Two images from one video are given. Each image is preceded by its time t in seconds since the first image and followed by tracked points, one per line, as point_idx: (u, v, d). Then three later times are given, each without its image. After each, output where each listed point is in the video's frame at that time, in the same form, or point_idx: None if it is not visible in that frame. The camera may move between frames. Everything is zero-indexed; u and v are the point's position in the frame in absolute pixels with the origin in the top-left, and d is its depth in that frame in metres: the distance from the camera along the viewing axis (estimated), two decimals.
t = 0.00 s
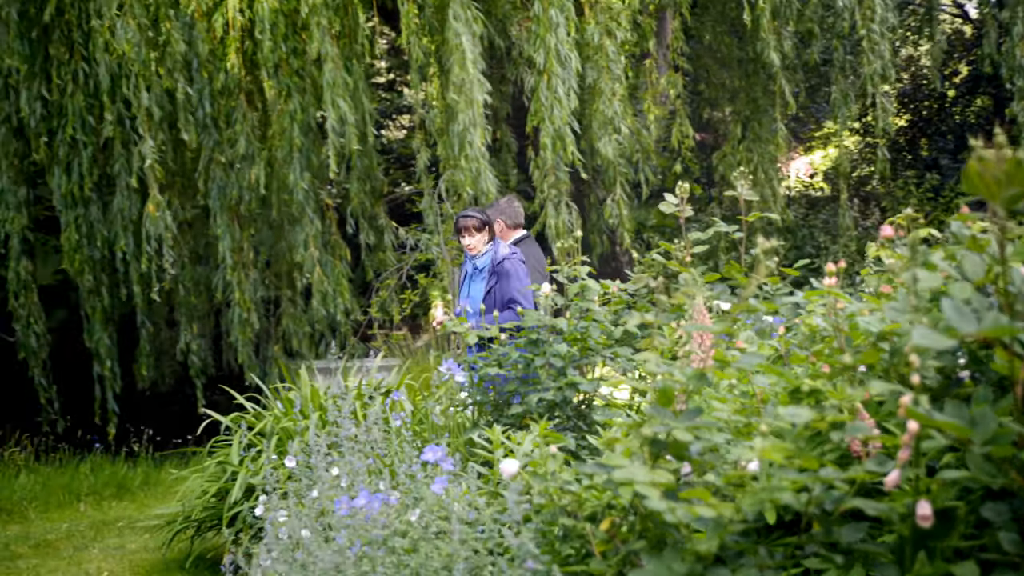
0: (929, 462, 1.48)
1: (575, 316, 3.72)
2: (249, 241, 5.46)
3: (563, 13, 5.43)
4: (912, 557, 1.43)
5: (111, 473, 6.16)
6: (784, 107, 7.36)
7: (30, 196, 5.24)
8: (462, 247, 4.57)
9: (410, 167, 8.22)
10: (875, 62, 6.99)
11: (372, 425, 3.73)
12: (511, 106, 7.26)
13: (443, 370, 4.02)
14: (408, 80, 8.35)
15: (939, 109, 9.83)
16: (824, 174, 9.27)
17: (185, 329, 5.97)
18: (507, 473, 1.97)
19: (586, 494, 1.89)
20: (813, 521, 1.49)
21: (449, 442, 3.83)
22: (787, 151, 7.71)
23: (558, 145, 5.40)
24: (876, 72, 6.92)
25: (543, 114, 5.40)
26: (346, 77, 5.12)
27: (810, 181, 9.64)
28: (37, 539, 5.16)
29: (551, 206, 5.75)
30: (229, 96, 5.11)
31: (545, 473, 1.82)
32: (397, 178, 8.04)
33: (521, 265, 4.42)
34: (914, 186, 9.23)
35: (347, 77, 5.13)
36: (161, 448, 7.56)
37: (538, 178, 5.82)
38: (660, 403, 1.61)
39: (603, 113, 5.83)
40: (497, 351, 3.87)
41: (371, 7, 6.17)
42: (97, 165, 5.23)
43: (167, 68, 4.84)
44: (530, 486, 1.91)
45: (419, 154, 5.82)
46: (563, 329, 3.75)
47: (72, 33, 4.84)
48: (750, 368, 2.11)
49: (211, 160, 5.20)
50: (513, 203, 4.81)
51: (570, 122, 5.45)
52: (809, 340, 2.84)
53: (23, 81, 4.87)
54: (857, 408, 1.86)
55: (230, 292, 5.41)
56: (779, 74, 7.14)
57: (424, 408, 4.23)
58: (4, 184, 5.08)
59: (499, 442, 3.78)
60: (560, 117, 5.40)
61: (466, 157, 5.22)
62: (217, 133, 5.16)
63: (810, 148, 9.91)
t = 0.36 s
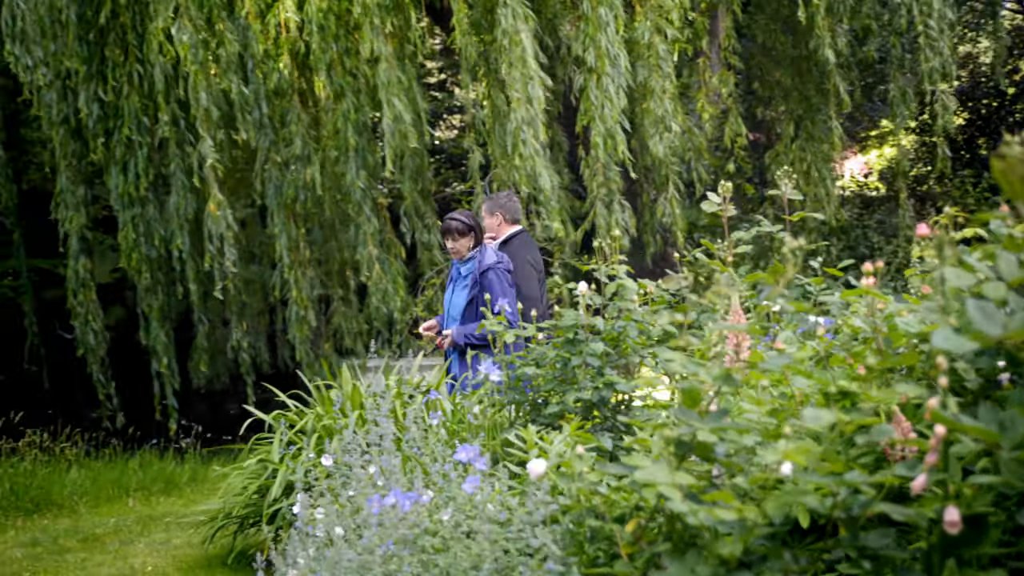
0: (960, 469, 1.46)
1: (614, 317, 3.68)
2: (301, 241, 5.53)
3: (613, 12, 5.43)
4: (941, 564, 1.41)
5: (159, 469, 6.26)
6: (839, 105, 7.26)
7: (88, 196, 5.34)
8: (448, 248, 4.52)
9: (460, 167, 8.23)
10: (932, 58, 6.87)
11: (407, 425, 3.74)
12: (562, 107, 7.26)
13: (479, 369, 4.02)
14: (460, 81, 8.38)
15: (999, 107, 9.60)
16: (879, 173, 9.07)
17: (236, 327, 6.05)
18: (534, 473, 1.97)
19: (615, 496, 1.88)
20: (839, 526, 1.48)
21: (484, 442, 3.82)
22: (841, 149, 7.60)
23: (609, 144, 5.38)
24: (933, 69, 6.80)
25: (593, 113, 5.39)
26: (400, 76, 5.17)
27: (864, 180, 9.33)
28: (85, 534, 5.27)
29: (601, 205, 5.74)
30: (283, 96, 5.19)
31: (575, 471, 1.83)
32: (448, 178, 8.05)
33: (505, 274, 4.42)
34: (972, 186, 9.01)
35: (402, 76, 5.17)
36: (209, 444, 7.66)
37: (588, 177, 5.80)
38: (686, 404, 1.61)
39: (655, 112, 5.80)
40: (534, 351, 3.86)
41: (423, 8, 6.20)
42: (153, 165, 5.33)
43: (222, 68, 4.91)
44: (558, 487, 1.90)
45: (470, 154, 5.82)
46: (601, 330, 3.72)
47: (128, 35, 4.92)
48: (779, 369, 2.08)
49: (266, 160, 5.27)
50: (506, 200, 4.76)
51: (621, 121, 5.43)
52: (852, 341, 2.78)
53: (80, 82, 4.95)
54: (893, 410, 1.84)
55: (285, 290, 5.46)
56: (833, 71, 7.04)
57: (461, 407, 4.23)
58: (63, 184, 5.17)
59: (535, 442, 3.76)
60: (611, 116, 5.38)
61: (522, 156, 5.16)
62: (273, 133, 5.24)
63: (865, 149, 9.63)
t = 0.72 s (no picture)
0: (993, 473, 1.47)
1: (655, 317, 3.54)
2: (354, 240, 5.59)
3: (668, 11, 5.39)
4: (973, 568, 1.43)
5: (207, 466, 6.36)
6: (898, 103, 7.13)
7: (145, 196, 5.42)
8: (434, 248, 4.55)
9: (513, 167, 8.22)
10: (996, 55, 6.70)
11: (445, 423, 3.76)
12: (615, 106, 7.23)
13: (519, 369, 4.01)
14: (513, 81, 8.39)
15: None
16: (939, 172, 8.87)
17: (289, 325, 6.14)
18: (564, 473, 1.97)
19: (646, 499, 1.88)
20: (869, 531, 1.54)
21: (522, 443, 3.84)
22: (899, 148, 7.47)
23: (662, 143, 5.35)
24: (996, 66, 6.65)
25: (647, 113, 5.36)
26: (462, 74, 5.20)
27: (923, 181, 9.05)
28: (134, 529, 5.37)
29: (653, 205, 5.72)
30: (340, 97, 5.25)
31: (607, 475, 1.82)
32: (500, 178, 8.05)
33: (492, 274, 4.50)
34: None
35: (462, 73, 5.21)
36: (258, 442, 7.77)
37: (641, 176, 5.76)
38: (712, 406, 1.63)
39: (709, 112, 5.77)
40: (575, 352, 3.83)
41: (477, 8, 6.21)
42: (210, 165, 5.42)
43: (278, 70, 4.97)
44: (585, 486, 1.91)
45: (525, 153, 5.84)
46: (643, 330, 3.63)
47: (183, 37, 4.96)
48: (809, 370, 2.04)
49: (323, 160, 5.34)
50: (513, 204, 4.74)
51: (675, 119, 5.39)
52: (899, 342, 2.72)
53: (139, 83, 5.00)
54: (934, 411, 1.79)
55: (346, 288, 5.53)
56: (892, 68, 6.92)
57: (499, 406, 4.22)
58: (122, 184, 5.25)
59: (574, 441, 3.74)
60: (665, 115, 5.35)
61: (578, 154, 5.18)
62: (330, 133, 5.30)
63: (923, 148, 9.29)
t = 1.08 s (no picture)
0: None
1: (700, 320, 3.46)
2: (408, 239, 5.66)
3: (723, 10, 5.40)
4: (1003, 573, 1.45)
5: (258, 463, 6.46)
6: (960, 102, 7.00)
7: (206, 195, 5.47)
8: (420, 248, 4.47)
9: (567, 167, 8.23)
10: None
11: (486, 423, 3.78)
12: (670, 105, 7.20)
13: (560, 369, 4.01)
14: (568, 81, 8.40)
15: None
16: (1002, 172, 8.68)
17: (344, 325, 6.22)
18: (596, 476, 1.96)
19: (679, 501, 1.88)
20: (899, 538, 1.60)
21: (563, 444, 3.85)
22: (958, 145, 7.37)
23: (719, 143, 5.32)
24: None
25: (703, 113, 5.34)
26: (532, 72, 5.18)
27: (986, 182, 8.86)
28: (185, 525, 5.47)
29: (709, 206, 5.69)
30: (398, 98, 5.31)
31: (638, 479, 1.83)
32: (554, 179, 8.07)
33: (479, 270, 4.51)
34: None
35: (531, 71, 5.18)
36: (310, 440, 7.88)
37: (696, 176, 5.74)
38: (742, 409, 1.65)
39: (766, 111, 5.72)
40: (617, 353, 3.80)
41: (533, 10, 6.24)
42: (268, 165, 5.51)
43: (336, 72, 5.04)
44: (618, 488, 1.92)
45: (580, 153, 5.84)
46: (688, 332, 3.55)
47: (241, 39, 5.06)
48: (839, 374, 2.04)
49: (383, 161, 5.41)
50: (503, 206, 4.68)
51: (732, 119, 5.35)
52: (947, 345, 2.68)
53: (200, 84, 5.10)
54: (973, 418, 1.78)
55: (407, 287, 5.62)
56: (953, 66, 6.79)
57: (541, 406, 4.22)
58: (184, 184, 5.33)
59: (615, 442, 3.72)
60: (721, 115, 5.32)
61: (635, 154, 5.16)
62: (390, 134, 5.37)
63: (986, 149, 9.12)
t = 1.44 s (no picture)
0: None
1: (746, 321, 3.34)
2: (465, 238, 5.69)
3: (782, 7, 5.33)
4: None
5: (310, 461, 6.54)
6: None
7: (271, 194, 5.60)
8: (434, 242, 4.47)
9: (625, 168, 8.20)
10: None
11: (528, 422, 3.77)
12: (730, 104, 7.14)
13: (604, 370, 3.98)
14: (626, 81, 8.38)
15: None
16: None
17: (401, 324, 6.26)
18: (628, 478, 1.95)
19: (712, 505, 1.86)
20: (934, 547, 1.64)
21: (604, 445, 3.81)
22: None
23: (780, 141, 5.24)
24: None
25: (763, 111, 5.27)
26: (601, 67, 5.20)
27: None
28: (236, 521, 5.55)
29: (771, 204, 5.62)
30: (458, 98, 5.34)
31: (670, 482, 1.83)
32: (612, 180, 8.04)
33: (490, 266, 4.56)
34: None
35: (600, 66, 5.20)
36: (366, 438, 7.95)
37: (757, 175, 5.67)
38: (774, 413, 1.65)
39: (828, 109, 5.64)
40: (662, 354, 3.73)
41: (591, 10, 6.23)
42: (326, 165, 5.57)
43: (394, 72, 5.08)
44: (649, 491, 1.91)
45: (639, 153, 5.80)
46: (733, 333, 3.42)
47: (299, 40, 5.12)
48: (877, 378, 2.00)
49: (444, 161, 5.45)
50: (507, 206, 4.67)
51: (792, 117, 5.28)
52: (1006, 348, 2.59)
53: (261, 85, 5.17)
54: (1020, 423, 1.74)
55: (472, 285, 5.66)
56: None
57: (584, 407, 4.18)
58: (248, 185, 5.42)
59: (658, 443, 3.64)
60: (782, 113, 5.25)
61: (693, 152, 5.11)
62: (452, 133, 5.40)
63: None
